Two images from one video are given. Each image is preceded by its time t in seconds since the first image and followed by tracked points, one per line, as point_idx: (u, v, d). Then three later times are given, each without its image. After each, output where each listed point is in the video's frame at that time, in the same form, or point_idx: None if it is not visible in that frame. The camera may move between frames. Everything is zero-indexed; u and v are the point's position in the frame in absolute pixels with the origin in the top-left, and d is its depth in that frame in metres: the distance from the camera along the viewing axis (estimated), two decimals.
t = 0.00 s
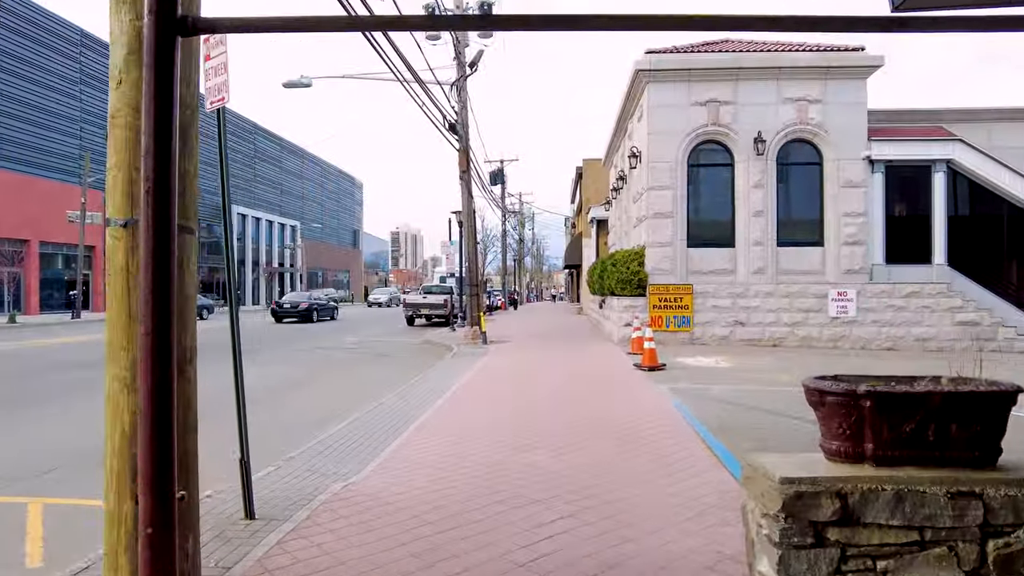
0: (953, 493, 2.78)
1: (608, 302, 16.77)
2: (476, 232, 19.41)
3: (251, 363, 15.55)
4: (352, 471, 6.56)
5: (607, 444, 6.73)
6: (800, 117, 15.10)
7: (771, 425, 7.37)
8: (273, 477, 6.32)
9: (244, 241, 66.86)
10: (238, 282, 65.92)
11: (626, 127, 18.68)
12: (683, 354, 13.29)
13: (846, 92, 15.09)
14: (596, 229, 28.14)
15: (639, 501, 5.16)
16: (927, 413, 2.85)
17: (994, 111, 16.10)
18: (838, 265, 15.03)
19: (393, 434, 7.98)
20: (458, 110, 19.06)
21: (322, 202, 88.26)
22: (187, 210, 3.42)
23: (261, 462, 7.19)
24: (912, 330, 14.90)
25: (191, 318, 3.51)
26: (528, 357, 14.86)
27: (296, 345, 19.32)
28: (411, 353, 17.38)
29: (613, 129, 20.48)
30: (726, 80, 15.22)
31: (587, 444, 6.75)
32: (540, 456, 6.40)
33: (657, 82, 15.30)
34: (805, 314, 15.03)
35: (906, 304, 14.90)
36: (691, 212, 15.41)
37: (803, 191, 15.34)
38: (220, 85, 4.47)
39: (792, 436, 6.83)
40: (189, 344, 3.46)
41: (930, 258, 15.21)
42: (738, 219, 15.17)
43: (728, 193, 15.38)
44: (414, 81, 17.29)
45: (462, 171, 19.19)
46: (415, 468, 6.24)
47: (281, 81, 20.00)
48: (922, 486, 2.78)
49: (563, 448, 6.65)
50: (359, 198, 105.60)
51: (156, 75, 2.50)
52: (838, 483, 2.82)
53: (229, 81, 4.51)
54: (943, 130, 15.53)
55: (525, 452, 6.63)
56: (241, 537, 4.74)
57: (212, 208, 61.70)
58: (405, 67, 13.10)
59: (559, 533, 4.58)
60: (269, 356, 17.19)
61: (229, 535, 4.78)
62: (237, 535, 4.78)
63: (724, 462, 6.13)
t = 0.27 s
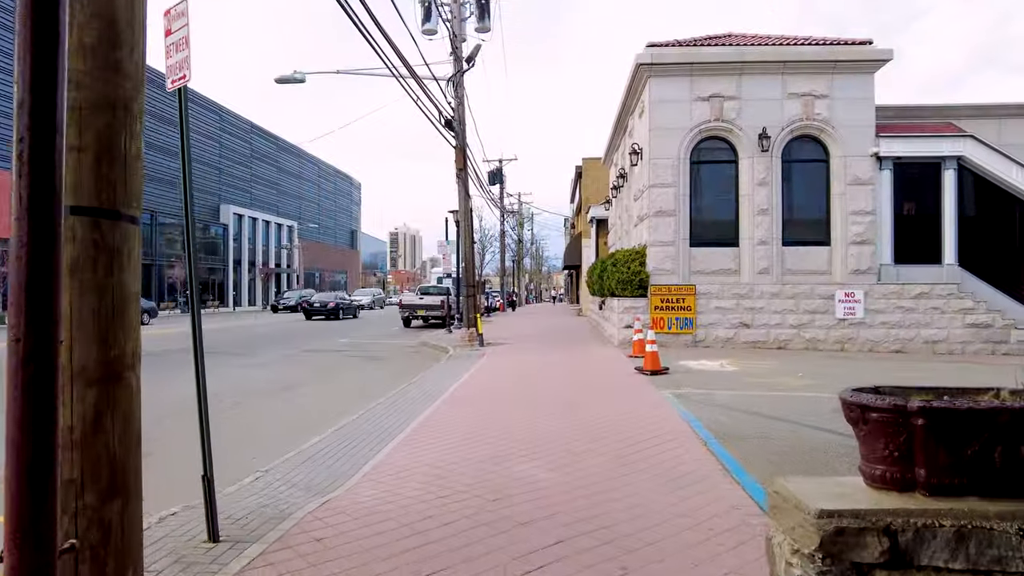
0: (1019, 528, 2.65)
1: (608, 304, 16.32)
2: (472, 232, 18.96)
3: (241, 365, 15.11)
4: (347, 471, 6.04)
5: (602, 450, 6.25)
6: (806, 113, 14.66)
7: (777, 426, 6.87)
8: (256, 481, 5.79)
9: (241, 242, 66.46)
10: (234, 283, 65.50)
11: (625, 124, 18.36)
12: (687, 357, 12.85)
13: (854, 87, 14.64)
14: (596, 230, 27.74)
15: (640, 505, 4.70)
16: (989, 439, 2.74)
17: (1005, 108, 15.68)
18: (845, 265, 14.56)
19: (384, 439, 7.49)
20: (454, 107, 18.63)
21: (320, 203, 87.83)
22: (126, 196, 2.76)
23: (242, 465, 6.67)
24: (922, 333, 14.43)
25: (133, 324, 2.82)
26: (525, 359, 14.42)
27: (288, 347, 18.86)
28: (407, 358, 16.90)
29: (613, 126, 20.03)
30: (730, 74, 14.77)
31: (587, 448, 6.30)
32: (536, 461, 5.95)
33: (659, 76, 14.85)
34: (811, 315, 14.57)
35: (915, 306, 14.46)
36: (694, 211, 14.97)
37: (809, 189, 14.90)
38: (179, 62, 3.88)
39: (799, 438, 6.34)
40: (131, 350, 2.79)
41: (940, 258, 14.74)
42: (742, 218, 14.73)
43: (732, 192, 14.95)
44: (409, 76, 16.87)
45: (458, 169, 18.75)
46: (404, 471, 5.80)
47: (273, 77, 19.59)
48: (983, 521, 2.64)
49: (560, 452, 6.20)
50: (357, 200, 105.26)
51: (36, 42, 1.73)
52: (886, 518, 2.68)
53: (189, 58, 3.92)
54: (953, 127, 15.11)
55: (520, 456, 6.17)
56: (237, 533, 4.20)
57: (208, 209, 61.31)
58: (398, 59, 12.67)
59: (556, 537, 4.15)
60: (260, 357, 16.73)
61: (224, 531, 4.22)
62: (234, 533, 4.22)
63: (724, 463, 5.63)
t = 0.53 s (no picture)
0: None
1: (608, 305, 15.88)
2: (469, 231, 18.52)
3: (231, 367, 14.70)
4: (329, 486, 5.52)
5: (600, 460, 5.80)
6: (811, 108, 14.22)
7: (785, 433, 6.41)
8: (228, 498, 5.32)
9: (238, 242, 66.06)
10: (231, 284, 65.09)
11: (625, 119, 17.89)
12: (689, 360, 12.42)
13: (861, 81, 14.20)
14: (595, 230, 27.32)
15: (640, 524, 4.26)
16: None
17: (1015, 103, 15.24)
18: (853, 265, 14.12)
19: (370, 447, 7.04)
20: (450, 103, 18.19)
21: (318, 203, 87.40)
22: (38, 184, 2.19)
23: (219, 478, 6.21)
24: (931, 335, 13.98)
25: (46, 338, 2.22)
26: (523, 362, 13.98)
27: (281, 349, 18.45)
28: (403, 360, 16.42)
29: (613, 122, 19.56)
30: (732, 69, 14.34)
31: (584, 459, 5.87)
32: (529, 473, 5.52)
33: (660, 70, 14.40)
34: (817, 316, 14.14)
35: (924, 307, 14.01)
36: (695, 209, 14.54)
37: (814, 187, 14.47)
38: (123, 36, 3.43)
39: (809, 445, 5.88)
40: (43, 367, 2.21)
41: (950, 258, 14.28)
42: (745, 216, 14.30)
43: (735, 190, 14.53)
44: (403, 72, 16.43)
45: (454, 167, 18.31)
46: (389, 483, 5.39)
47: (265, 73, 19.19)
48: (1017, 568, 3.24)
49: (554, 463, 5.77)
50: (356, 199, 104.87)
51: None
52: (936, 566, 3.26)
53: (134, 32, 3.47)
54: (962, 123, 14.65)
55: (513, 468, 5.74)
56: (192, 566, 3.72)
57: (205, 209, 60.94)
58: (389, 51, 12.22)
59: (549, 561, 3.72)
60: (250, 360, 16.33)
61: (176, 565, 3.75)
62: (186, 567, 3.75)
63: (727, 472, 5.19)
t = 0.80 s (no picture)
0: None
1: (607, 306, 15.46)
2: (465, 230, 18.10)
3: (219, 369, 14.29)
4: (305, 502, 5.08)
5: (599, 473, 5.38)
6: (816, 103, 13.80)
7: (797, 442, 5.99)
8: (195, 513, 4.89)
9: (234, 241, 65.58)
10: (227, 284, 64.61)
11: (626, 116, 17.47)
12: (691, 362, 12.00)
13: (868, 75, 13.78)
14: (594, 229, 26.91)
15: (645, 549, 3.84)
16: None
17: None
18: (859, 265, 13.72)
19: (356, 455, 6.60)
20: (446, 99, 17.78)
21: (315, 202, 86.94)
22: None
23: (189, 488, 5.79)
24: (940, 337, 13.55)
25: None
26: (519, 364, 13.54)
27: (272, 350, 18.02)
28: (397, 361, 15.98)
29: (613, 119, 19.13)
30: (735, 62, 13.92)
31: (583, 471, 5.44)
32: (522, 488, 5.09)
33: (661, 63, 13.98)
34: (822, 318, 13.72)
35: (932, 308, 13.59)
36: (697, 207, 14.14)
37: (819, 184, 14.07)
38: None
39: (825, 457, 5.47)
40: None
41: (959, 258, 13.88)
42: (749, 214, 13.89)
43: (738, 188, 14.13)
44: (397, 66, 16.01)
45: (450, 164, 17.89)
46: (371, 498, 4.97)
47: (256, 68, 18.78)
48: None
49: (550, 476, 5.35)
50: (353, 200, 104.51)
51: None
52: None
53: None
54: (971, 119, 14.26)
55: (505, 480, 5.32)
56: None
57: (200, 208, 60.49)
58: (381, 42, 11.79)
59: None
60: (240, 361, 15.91)
61: None
62: None
63: (739, 488, 4.76)
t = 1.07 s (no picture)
0: None
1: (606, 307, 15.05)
2: (460, 229, 17.70)
3: (207, 372, 13.89)
4: (279, 526, 4.67)
5: (598, 492, 4.97)
6: (821, 98, 13.41)
7: (809, 455, 5.59)
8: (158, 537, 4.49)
9: (230, 241, 65.12)
10: (223, 283, 64.13)
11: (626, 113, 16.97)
12: (693, 366, 11.60)
13: (874, 69, 13.39)
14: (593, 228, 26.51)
15: None
16: None
17: None
18: (865, 264, 13.32)
19: (339, 469, 6.19)
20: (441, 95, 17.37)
21: (311, 202, 86.45)
22: None
23: (158, 505, 5.39)
24: (948, 338, 13.14)
25: None
26: (516, 367, 13.13)
27: (264, 352, 17.62)
28: (391, 364, 15.56)
29: (611, 115, 18.72)
30: (738, 56, 13.53)
31: (580, 489, 5.05)
32: (515, 509, 4.69)
33: (661, 57, 13.59)
34: (827, 319, 13.32)
35: (941, 309, 13.19)
36: (698, 205, 13.75)
37: (824, 182, 13.68)
38: None
39: (842, 472, 5.06)
40: None
41: (968, 258, 13.48)
42: (752, 213, 13.50)
43: (741, 186, 13.74)
44: (390, 61, 15.62)
45: (445, 162, 17.49)
46: (351, 521, 4.58)
47: (247, 63, 18.39)
48: None
49: (545, 495, 4.95)
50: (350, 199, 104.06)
51: None
52: None
53: None
54: (980, 114, 13.86)
55: (497, 500, 4.91)
56: None
57: (196, 208, 60.05)
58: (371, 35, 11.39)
59: None
60: (230, 363, 15.50)
61: None
62: None
63: (752, 510, 4.36)
